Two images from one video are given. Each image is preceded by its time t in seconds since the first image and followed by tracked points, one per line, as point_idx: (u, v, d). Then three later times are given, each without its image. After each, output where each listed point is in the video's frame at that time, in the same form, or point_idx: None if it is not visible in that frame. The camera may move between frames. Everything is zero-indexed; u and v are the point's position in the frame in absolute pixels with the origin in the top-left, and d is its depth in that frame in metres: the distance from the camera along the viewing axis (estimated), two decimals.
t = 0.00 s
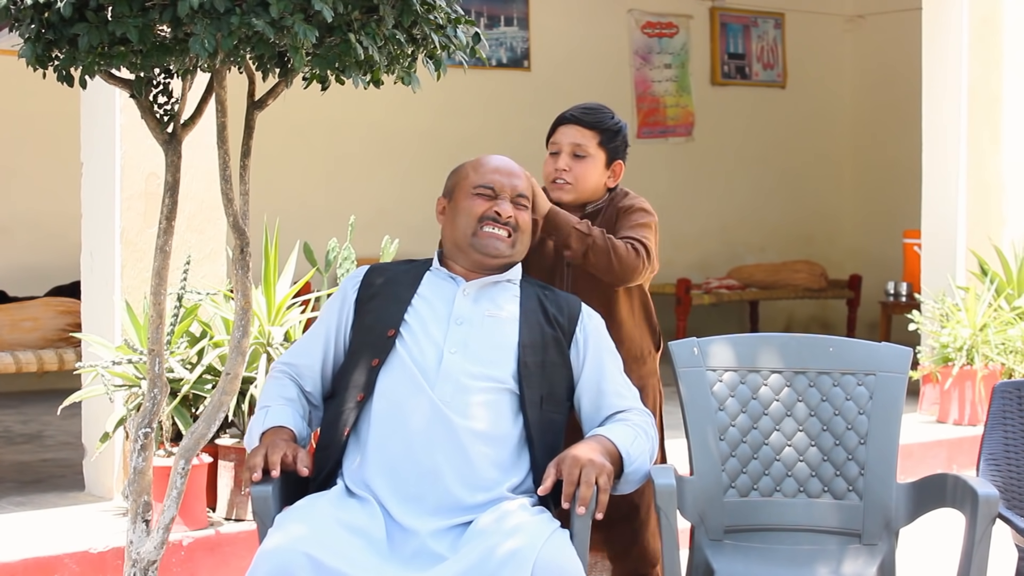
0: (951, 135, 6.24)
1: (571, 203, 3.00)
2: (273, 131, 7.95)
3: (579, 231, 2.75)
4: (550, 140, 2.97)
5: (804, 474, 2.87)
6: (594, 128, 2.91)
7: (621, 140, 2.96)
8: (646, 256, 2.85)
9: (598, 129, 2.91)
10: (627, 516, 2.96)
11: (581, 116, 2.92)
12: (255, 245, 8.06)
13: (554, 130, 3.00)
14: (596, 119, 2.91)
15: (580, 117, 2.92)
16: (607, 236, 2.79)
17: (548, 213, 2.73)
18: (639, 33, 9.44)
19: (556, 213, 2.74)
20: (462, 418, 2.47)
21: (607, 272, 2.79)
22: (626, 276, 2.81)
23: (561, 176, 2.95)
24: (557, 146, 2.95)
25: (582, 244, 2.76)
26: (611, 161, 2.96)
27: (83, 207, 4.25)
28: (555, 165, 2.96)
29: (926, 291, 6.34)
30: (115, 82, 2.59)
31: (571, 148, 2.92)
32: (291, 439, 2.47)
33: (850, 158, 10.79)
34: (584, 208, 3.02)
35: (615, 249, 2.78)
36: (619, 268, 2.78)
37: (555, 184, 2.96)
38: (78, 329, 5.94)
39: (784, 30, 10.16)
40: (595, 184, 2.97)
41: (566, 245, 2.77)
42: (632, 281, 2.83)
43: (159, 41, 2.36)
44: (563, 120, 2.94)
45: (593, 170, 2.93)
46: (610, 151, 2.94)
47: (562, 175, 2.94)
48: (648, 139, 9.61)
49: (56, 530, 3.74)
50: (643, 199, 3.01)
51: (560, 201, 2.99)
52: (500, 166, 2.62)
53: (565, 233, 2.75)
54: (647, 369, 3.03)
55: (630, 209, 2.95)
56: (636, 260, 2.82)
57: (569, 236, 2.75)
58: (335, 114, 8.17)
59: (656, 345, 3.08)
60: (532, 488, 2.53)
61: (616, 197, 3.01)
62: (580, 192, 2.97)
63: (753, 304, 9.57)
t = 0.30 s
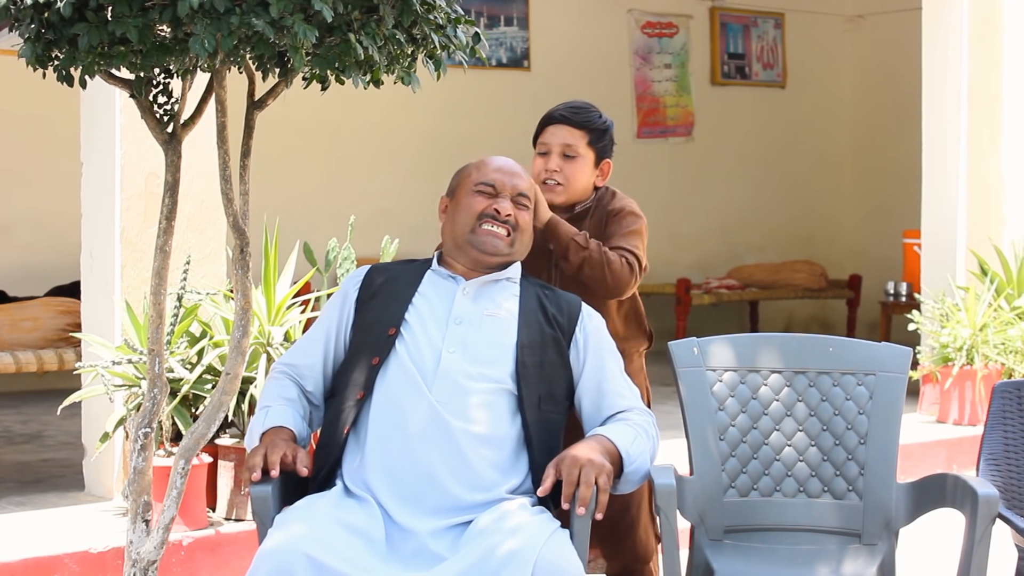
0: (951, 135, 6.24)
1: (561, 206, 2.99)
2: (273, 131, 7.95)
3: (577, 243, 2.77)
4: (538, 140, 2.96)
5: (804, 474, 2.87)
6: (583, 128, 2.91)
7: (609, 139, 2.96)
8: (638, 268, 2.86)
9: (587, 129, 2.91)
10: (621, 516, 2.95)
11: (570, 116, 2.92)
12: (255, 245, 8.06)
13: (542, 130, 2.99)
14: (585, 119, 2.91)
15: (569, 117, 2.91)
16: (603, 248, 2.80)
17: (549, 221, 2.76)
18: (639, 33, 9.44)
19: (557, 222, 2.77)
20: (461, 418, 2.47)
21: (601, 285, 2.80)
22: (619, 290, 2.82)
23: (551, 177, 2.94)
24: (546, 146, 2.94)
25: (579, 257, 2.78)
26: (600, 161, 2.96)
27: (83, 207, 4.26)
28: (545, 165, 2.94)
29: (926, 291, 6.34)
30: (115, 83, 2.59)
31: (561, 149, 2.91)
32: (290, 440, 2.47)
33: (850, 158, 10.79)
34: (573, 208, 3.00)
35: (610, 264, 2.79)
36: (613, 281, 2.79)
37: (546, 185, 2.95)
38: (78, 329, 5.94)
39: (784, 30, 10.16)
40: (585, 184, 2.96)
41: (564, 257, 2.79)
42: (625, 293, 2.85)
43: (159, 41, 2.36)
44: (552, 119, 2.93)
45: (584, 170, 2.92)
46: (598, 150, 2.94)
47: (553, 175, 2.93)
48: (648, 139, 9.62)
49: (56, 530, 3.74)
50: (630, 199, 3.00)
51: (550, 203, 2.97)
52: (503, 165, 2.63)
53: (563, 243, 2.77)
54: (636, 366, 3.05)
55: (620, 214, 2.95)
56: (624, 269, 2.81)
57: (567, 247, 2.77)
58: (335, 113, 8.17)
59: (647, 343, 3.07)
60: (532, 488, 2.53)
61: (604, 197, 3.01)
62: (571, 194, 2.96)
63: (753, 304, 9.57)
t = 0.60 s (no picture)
0: (951, 135, 6.24)
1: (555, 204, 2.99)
2: (273, 131, 7.95)
3: (577, 209, 2.75)
4: (533, 139, 2.94)
5: (804, 474, 2.87)
6: (579, 129, 2.90)
7: (603, 140, 2.96)
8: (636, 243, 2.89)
9: (584, 130, 2.90)
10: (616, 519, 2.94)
11: (566, 116, 2.89)
12: (255, 245, 8.06)
13: (535, 126, 2.97)
14: (582, 119, 2.90)
15: (565, 118, 2.89)
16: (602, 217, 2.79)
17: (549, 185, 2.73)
18: (639, 33, 9.44)
19: (557, 186, 2.74)
20: (462, 419, 2.47)
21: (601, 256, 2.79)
22: (620, 262, 2.82)
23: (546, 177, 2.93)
24: (541, 146, 2.93)
25: (580, 223, 2.75)
26: (594, 161, 2.98)
27: (83, 207, 4.26)
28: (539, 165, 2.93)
29: (926, 291, 6.34)
30: (115, 83, 2.59)
31: (556, 149, 2.90)
32: (292, 440, 2.47)
33: (850, 158, 10.79)
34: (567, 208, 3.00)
35: (611, 234, 2.79)
36: (613, 254, 2.79)
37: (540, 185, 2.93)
38: (78, 329, 5.94)
39: (784, 30, 10.16)
40: (579, 183, 2.97)
41: (564, 222, 2.76)
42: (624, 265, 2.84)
43: (159, 41, 2.36)
44: (548, 119, 2.91)
45: (579, 170, 2.93)
46: (593, 151, 2.94)
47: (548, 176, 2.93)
48: (648, 139, 9.62)
49: (56, 530, 3.74)
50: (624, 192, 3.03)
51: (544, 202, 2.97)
52: (495, 164, 2.62)
53: (563, 210, 2.74)
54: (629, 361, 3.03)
55: (615, 200, 2.98)
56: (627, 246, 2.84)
57: (567, 212, 2.74)
58: (334, 113, 8.17)
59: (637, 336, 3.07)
60: (532, 490, 2.53)
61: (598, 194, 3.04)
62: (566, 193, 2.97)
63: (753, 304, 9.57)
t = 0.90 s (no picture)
0: (951, 135, 6.24)
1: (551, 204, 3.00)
2: (273, 131, 7.95)
3: (564, 195, 2.71)
4: (532, 138, 2.94)
5: (804, 474, 2.87)
6: (578, 130, 2.90)
7: (602, 141, 2.97)
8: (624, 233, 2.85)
9: (582, 132, 2.90)
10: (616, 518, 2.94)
11: (565, 117, 2.89)
12: (255, 245, 8.06)
13: (536, 125, 2.97)
14: (580, 120, 2.89)
15: (564, 118, 2.89)
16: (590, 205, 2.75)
17: (534, 175, 2.71)
18: (639, 33, 9.44)
19: (542, 176, 2.71)
20: (462, 415, 2.47)
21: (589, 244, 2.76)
22: (606, 248, 2.78)
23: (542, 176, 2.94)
24: (538, 145, 2.93)
25: (567, 209, 2.71)
26: (593, 161, 2.98)
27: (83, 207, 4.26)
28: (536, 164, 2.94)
29: (926, 291, 6.34)
30: (115, 82, 2.59)
31: (553, 149, 2.91)
32: (292, 439, 2.47)
33: (850, 158, 10.78)
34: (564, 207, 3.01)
35: (598, 221, 2.75)
36: (600, 240, 2.76)
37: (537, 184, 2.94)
38: (78, 329, 5.94)
39: (784, 30, 10.16)
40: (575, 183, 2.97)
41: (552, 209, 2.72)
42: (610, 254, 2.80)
43: (159, 41, 2.36)
44: (547, 119, 2.91)
45: (575, 171, 2.93)
46: (592, 152, 2.94)
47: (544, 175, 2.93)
48: (648, 139, 9.63)
49: (56, 530, 3.74)
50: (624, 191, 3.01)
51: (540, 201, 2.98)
52: (481, 156, 2.66)
53: (549, 197, 2.71)
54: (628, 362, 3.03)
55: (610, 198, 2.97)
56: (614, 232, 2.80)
57: (554, 199, 2.70)
58: (334, 113, 8.17)
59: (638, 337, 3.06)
60: (532, 487, 2.53)
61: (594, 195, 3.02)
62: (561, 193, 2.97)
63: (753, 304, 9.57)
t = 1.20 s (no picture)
0: (951, 135, 6.24)
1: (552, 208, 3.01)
2: (273, 132, 7.95)
3: (557, 195, 2.77)
4: (534, 143, 2.95)
5: (804, 474, 2.87)
6: (580, 138, 2.91)
7: (604, 149, 2.97)
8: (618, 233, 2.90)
9: (584, 140, 2.91)
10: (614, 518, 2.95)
11: (568, 124, 2.90)
12: (255, 245, 8.05)
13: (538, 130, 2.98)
14: (583, 129, 2.90)
15: (567, 126, 2.90)
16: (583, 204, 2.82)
17: (528, 174, 2.74)
18: (639, 33, 9.43)
19: (537, 175, 2.76)
20: (462, 411, 2.46)
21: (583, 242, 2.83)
22: (598, 245, 2.85)
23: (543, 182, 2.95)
24: (540, 151, 2.95)
25: (560, 209, 2.78)
26: (593, 169, 2.99)
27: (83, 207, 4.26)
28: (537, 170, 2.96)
29: (926, 291, 6.34)
30: (115, 83, 2.59)
31: (556, 157, 2.92)
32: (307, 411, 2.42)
33: (850, 158, 10.78)
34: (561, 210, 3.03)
35: (590, 220, 2.81)
36: (592, 239, 2.83)
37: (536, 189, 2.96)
38: (78, 329, 5.94)
39: (784, 30, 10.16)
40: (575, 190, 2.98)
41: (545, 210, 2.78)
42: (603, 252, 2.87)
43: (159, 41, 2.36)
44: (549, 126, 2.91)
45: (576, 178, 2.94)
46: (592, 160, 2.96)
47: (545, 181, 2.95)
48: (648, 139, 9.63)
49: (56, 530, 3.74)
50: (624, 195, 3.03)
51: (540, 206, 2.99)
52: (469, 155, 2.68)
53: (543, 197, 2.76)
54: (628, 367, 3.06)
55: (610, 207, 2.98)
56: (608, 231, 2.86)
57: (547, 200, 2.76)
58: (334, 113, 8.17)
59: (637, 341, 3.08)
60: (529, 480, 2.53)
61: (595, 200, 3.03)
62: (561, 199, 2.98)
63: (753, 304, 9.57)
